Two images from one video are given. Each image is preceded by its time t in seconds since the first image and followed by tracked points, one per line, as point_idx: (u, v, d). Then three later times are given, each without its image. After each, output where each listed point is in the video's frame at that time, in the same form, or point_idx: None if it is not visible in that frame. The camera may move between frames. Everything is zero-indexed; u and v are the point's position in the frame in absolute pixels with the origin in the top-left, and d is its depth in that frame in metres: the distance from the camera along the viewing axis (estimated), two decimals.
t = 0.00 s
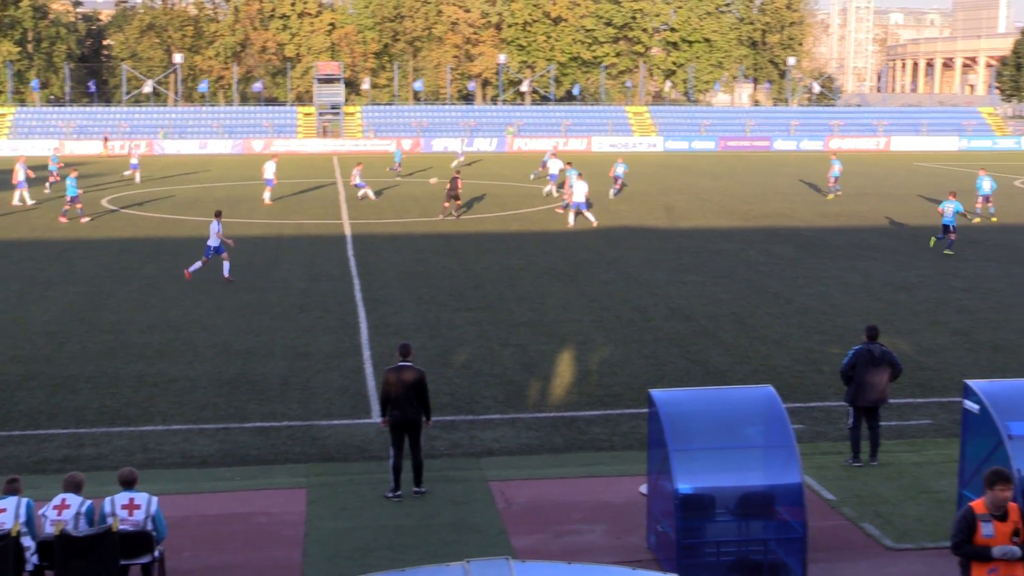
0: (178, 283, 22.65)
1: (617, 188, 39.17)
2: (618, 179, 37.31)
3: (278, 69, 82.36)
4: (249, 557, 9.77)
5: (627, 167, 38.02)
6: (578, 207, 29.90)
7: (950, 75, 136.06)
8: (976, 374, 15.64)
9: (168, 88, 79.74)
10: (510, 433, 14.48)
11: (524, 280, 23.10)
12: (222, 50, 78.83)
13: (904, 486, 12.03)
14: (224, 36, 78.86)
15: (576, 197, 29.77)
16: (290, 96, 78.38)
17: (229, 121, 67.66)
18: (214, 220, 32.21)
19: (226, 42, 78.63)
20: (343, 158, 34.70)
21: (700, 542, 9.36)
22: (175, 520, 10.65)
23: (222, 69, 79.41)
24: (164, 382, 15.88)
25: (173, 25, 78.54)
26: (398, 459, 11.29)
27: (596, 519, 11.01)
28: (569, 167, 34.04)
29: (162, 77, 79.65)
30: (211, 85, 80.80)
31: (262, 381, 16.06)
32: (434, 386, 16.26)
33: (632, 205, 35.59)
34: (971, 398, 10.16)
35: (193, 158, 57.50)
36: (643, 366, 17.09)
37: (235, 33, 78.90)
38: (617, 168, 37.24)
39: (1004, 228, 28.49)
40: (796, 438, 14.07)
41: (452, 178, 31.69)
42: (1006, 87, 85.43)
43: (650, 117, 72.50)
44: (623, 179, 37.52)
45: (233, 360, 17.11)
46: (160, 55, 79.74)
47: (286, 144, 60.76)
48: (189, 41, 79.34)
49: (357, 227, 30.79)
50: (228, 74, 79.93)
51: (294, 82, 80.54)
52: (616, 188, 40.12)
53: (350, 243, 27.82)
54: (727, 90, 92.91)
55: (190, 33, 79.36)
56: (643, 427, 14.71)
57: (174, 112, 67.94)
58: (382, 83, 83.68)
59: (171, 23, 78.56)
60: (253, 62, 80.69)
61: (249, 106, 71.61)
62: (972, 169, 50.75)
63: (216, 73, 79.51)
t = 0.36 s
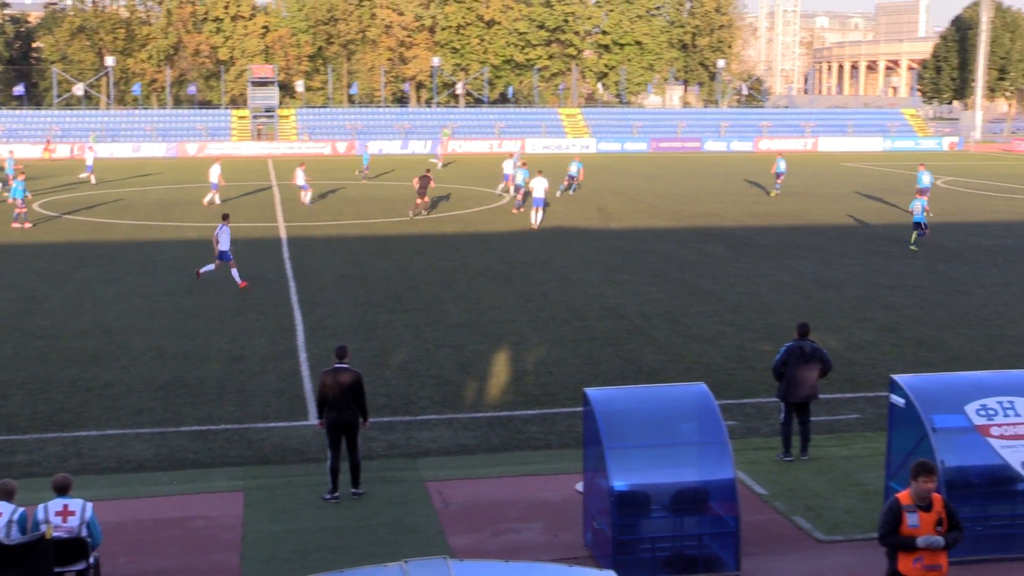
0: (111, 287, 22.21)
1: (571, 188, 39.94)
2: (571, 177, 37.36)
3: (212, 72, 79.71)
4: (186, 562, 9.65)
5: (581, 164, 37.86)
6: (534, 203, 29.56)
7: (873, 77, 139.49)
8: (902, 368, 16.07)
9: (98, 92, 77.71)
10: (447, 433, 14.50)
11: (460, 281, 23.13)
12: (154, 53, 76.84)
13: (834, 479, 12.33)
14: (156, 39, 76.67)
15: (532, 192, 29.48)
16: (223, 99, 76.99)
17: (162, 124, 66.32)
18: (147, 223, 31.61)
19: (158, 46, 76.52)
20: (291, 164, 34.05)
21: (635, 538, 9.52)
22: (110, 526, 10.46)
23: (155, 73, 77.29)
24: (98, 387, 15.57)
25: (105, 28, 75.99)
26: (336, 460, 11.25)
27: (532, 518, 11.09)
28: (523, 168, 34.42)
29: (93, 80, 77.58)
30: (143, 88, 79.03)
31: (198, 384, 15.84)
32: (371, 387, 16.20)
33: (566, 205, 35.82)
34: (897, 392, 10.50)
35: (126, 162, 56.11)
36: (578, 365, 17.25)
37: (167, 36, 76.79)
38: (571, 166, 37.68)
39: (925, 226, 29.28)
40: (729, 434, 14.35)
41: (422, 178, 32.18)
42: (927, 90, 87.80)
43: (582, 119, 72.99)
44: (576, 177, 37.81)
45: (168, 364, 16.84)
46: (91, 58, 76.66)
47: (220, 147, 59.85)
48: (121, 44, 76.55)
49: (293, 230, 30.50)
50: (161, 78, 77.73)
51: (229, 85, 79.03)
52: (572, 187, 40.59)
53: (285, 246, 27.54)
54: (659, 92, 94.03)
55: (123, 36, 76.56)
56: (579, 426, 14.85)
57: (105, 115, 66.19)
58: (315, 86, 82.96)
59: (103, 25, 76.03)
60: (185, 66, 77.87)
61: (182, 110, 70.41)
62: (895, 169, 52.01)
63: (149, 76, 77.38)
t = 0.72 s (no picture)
0: (43, 291, 21.71)
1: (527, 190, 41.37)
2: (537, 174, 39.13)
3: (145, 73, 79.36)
4: (122, 568, 9.49)
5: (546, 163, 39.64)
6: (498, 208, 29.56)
7: (805, 77, 142.15)
8: (834, 364, 16.41)
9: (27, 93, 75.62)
10: (387, 434, 14.47)
11: (399, 282, 23.05)
12: (87, 54, 75.10)
13: (769, 475, 12.57)
14: (88, 39, 74.94)
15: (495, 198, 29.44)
16: (157, 100, 75.53)
17: (95, 125, 64.90)
18: (79, 226, 30.94)
19: (91, 46, 74.71)
20: (231, 167, 33.47)
21: (575, 536, 9.61)
22: (43, 534, 10.24)
23: (87, 74, 75.57)
24: (30, 393, 15.21)
25: (34, 28, 73.94)
26: (274, 463, 11.16)
27: (473, 517, 11.13)
28: (473, 166, 34.56)
29: (21, 82, 75.42)
30: (74, 89, 77.19)
31: (133, 388, 15.57)
32: (309, 389, 16.09)
33: (504, 206, 35.89)
34: (831, 388, 10.76)
35: (57, 164, 54.74)
36: (517, 365, 17.31)
37: (99, 37, 75.07)
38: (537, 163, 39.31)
39: (856, 224, 29.93)
40: (667, 432, 14.54)
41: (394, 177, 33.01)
42: (857, 90, 89.76)
43: (519, 119, 73.13)
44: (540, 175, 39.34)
45: (102, 368, 16.52)
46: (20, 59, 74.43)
47: (155, 148, 58.65)
48: (50, 44, 74.91)
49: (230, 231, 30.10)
50: (93, 79, 76.05)
51: (163, 86, 77.53)
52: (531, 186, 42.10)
53: (222, 248, 27.18)
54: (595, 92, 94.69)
55: (52, 36, 74.97)
56: (518, 425, 14.93)
57: (35, 116, 64.42)
58: (251, 87, 81.96)
59: (32, 25, 73.85)
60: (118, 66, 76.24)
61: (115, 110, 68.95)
62: (825, 167, 53.04)
63: (81, 77, 75.69)
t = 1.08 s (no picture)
0: None
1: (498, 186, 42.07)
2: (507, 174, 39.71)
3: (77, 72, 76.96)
4: None
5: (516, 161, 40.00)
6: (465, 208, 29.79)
7: (740, 77, 144.33)
8: (771, 361, 16.66)
9: None
10: (326, 436, 14.37)
11: (336, 283, 22.89)
12: (15, 54, 72.97)
13: (708, 471, 12.75)
14: (16, 39, 72.80)
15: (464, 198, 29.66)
16: (89, 101, 73.75)
17: (24, 126, 63.24)
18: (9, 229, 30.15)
19: (19, 46, 72.65)
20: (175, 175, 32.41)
21: (516, 537, 9.67)
22: None
23: (16, 74, 73.57)
24: None
25: None
26: (212, 468, 11.02)
27: (414, 519, 11.10)
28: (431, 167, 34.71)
29: None
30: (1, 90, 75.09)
31: (66, 393, 15.23)
32: (246, 392, 15.90)
33: (443, 206, 35.77)
34: (768, 384, 10.97)
35: None
36: (456, 365, 17.31)
37: (28, 36, 72.80)
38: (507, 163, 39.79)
39: (790, 222, 30.41)
40: (608, 430, 14.65)
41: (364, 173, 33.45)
42: (792, 90, 91.32)
43: (456, 120, 72.98)
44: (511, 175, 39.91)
45: (33, 374, 16.13)
46: None
47: (88, 150, 57.22)
48: None
49: (165, 234, 29.58)
50: (22, 79, 74.12)
51: (95, 86, 75.71)
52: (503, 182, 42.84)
53: (157, 250, 26.70)
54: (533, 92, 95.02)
55: None
56: (458, 425, 14.92)
57: None
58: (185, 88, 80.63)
59: None
60: (49, 66, 74.40)
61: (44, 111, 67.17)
62: (761, 166, 53.81)
63: (9, 78, 73.65)
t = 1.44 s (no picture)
0: None
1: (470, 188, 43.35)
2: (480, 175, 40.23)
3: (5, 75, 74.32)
4: None
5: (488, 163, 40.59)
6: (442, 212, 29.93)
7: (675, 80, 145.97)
8: (707, 361, 16.80)
9: None
10: (264, 441, 14.15)
11: (273, 287, 22.57)
12: None
13: (647, 472, 12.81)
14: None
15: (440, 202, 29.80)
16: (16, 105, 71.75)
17: None
18: None
19: None
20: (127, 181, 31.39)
21: (455, 539, 9.60)
22: None
23: None
24: None
25: None
26: (146, 476, 10.77)
27: (353, 523, 10.97)
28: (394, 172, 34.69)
29: None
30: None
31: None
32: (182, 398, 15.60)
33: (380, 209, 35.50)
34: (705, 384, 11.11)
35: None
36: (395, 369, 17.17)
37: None
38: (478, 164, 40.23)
39: (726, 223, 30.78)
40: (546, 432, 14.64)
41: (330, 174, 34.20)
42: (726, 91, 92.48)
43: (394, 122, 72.62)
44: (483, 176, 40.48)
45: None
46: None
47: (17, 154, 55.79)
48: None
49: (97, 238, 28.91)
50: None
51: (24, 89, 73.14)
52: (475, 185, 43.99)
53: (90, 255, 26.08)
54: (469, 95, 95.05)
55: None
56: (396, 429, 14.79)
57: None
58: (118, 90, 79.00)
59: None
60: None
61: None
62: (695, 167, 54.43)
63: None
